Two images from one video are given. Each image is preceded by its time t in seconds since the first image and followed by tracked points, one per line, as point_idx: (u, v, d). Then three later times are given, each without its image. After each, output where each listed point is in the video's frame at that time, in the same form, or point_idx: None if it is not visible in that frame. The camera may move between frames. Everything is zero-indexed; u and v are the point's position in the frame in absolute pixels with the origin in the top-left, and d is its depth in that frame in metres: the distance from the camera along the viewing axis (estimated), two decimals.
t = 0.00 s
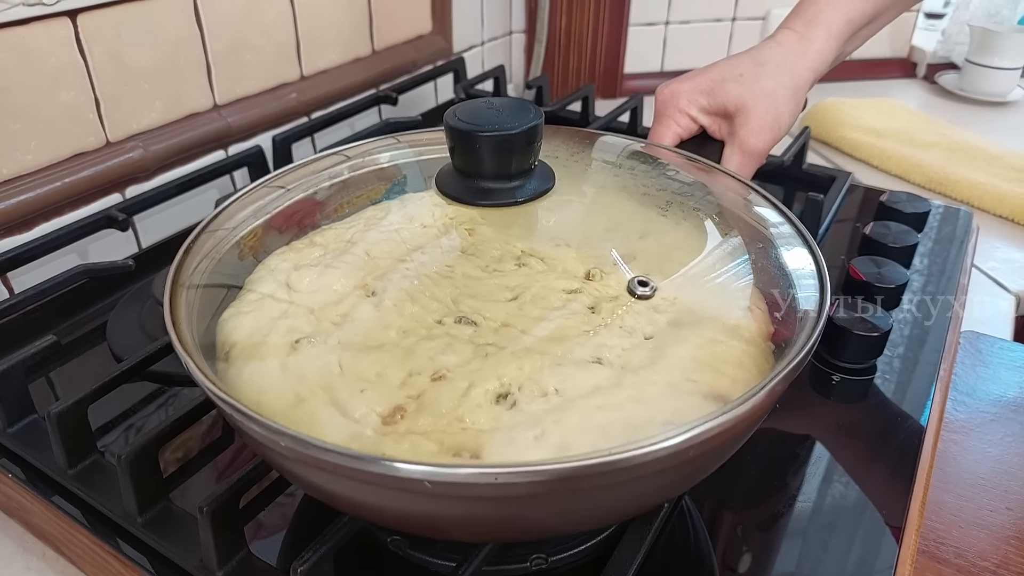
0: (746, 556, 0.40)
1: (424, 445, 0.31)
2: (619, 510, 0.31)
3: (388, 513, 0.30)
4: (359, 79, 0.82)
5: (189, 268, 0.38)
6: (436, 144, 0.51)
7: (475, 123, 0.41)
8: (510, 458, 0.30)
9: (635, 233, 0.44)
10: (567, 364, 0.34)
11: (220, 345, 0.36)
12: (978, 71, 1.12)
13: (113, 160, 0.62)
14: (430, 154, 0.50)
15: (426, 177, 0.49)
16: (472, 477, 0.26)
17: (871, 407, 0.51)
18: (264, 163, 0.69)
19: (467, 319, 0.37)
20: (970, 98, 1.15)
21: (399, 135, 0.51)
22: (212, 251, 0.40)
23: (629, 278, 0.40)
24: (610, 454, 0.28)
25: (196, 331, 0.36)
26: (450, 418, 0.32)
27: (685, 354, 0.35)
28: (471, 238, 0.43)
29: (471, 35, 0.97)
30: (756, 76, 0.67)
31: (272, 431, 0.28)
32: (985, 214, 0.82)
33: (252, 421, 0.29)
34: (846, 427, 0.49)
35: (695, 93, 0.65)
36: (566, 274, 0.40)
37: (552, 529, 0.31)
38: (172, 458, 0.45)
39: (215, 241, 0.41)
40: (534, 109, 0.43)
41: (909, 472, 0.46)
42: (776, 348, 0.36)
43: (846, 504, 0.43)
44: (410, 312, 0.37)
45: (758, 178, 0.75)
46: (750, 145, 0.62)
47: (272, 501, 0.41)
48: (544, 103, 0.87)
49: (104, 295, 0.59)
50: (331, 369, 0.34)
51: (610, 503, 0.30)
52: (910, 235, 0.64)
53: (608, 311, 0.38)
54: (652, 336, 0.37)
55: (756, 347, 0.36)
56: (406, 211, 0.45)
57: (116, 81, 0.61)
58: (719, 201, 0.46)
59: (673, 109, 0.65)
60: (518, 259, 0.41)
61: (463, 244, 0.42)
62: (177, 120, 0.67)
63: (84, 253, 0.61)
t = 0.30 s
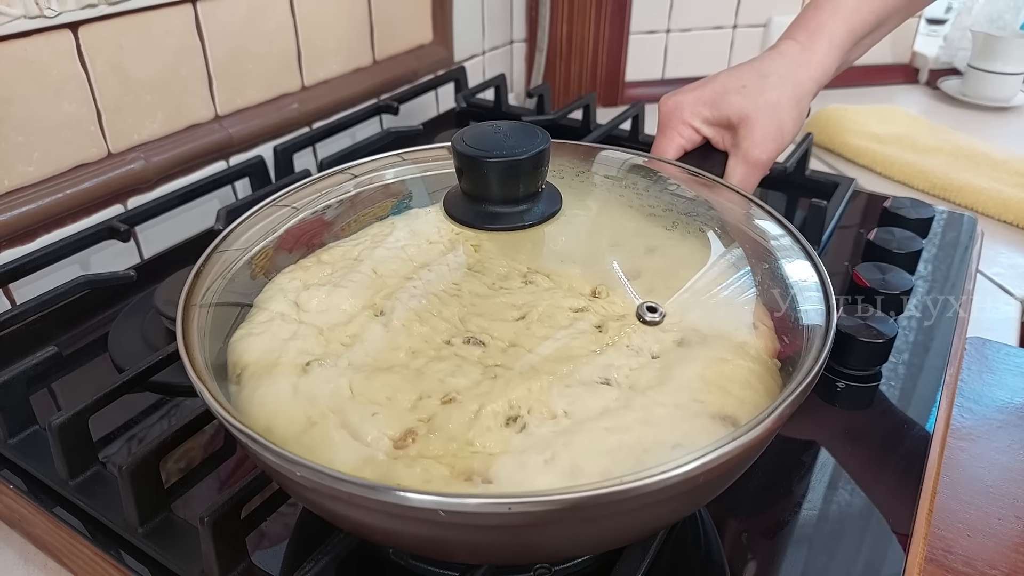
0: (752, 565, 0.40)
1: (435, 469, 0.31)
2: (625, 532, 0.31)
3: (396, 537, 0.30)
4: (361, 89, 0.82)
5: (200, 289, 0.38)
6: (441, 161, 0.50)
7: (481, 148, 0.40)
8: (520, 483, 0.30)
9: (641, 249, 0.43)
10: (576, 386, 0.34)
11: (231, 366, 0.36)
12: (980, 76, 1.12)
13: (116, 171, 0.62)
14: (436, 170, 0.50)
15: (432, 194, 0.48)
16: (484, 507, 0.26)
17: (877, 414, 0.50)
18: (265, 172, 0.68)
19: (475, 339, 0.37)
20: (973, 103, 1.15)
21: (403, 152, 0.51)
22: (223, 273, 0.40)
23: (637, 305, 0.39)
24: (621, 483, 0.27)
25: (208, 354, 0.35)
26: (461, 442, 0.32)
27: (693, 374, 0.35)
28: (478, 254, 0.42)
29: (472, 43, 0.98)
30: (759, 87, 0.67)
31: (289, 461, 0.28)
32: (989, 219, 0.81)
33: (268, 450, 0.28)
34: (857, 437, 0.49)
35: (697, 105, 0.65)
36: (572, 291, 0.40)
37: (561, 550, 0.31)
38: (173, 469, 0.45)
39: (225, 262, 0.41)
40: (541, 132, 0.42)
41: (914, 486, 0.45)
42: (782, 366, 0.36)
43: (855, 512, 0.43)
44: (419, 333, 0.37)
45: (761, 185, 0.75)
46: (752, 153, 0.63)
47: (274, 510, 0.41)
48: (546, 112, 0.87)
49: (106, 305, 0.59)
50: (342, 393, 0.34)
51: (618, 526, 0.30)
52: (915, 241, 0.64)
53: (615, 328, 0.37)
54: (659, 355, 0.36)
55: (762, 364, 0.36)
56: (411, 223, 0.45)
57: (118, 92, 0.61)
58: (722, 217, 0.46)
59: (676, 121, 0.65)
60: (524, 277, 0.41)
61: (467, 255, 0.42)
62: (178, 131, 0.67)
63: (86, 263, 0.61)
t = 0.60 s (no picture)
0: (751, 563, 0.40)
1: (434, 464, 0.31)
2: (624, 527, 0.31)
3: (395, 531, 0.30)
4: (361, 85, 0.82)
5: (199, 282, 0.38)
6: (441, 156, 0.50)
7: (482, 145, 0.39)
8: (517, 480, 0.30)
9: (640, 247, 0.43)
10: (574, 382, 0.34)
11: (230, 360, 0.36)
12: (982, 78, 1.11)
13: (114, 164, 0.62)
14: (434, 166, 0.50)
15: (432, 189, 0.48)
16: (483, 502, 0.26)
17: (876, 413, 0.50)
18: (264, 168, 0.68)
19: (474, 335, 0.36)
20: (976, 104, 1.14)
21: (403, 148, 0.51)
22: (221, 265, 0.40)
23: (636, 300, 0.39)
24: (618, 478, 0.27)
25: (206, 348, 0.35)
26: (460, 438, 0.32)
27: (691, 372, 0.35)
28: (476, 251, 0.42)
29: (474, 41, 0.97)
30: (758, 86, 0.67)
31: (288, 456, 0.28)
32: (990, 220, 0.81)
33: (268, 444, 0.28)
34: (856, 437, 0.48)
35: (696, 104, 0.65)
36: (570, 289, 0.40)
37: (559, 546, 0.31)
38: (172, 464, 0.45)
39: (224, 255, 0.41)
40: (542, 129, 0.42)
41: (914, 485, 0.45)
42: (778, 364, 0.36)
43: (855, 512, 0.42)
44: (417, 327, 0.37)
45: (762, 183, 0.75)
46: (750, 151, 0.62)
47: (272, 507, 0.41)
48: (548, 109, 0.87)
49: (105, 299, 0.59)
50: (341, 388, 0.34)
51: (617, 522, 0.30)
52: (917, 240, 0.63)
53: (616, 326, 0.37)
54: (657, 352, 0.36)
55: (759, 362, 0.36)
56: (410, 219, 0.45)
57: (117, 84, 0.61)
58: (720, 215, 0.45)
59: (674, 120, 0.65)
60: (522, 274, 0.40)
61: (466, 251, 0.42)
62: (177, 125, 0.67)
63: (84, 257, 0.61)
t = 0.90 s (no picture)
0: (755, 560, 0.40)
1: (438, 459, 0.31)
2: (627, 523, 0.31)
3: (400, 525, 0.30)
4: (362, 84, 0.82)
5: (205, 282, 0.38)
6: (443, 159, 0.50)
7: (486, 143, 0.40)
8: (522, 475, 0.30)
9: (642, 249, 0.43)
10: (577, 379, 0.34)
11: (235, 358, 0.36)
12: (986, 74, 1.11)
13: (117, 164, 0.62)
14: (437, 170, 0.50)
15: (432, 194, 0.48)
16: (487, 492, 0.26)
17: (879, 410, 0.50)
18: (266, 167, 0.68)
19: (477, 334, 0.36)
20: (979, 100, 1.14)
21: (405, 151, 0.51)
22: (226, 267, 0.40)
23: (639, 298, 0.39)
24: (622, 471, 0.27)
25: (213, 346, 0.35)
26: (463, 434, 0.32)
27: (693, 369, 0.35)
28: (479, 251, 0.42)
29: (476, 39, 0.97)
30: (761, 89, 0.66)
31: (293, 447, 0.28)
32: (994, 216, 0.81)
33: (272, 436, 0.28)
34: (859, 434, 0.48)
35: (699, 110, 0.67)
36: (572, 289, 0.40)
37: (562, 543, 0.31)
38: (176, 463, 0.45)
39: (230, 255, 0.41)
40: (546, 128, 0.42)
41: (918, 479, 0.45)
42: (781, 363, 0.36)
43: (859, 509, 0.42)
44: (421, 327, 0.37)
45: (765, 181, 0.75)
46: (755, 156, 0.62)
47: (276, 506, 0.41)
48: (549, 107, 0.87)
49: (108, 299, 0.59)
50: (345, 385, 0.34)
51: (622, 516, 0.30)
52: (921, 237, 0.63)
53: (619, 325, 0.37)
54: (660, 351, 0.36)
55: (761, 362, 0.36)
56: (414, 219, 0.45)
57: (119, 84, 0.61)
58: (722, 217, 0.45)
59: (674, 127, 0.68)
60: (526, 274, 0.40)
61: (469, 250, 0.42)
62: (180, 125, 0.67)
63: (87, 257, 0.61)
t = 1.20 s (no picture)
0: (756, 558, 0.40)
1: (440, 456, 0.31)
2: (629, 520, 0.31)
3: (403, 522, 0.30)
4: (363, 82, 0.82)
5: (206, 280, 0.38)
6: (443, 157, 0.50)
7: (488, 141, 0.40)
8: (524, 471, 0.30)
9: (643, 247, 0.43)
10: (579, 377, 0.34)
11: (237, 357, 0.36)
12: (986, 72, 1.11)
13: (117, 162, 0.62)
14: (438, 168, 0.50)
15: (432, 193, 0.48)
16: (489, 489, 0.26)
17: (880, 408, 0.50)
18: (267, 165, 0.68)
19: (479, 332, 0.36)
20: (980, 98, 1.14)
21: (406, 149, 0.51)
22: (227, 265, 0.40)
23: (639, 296, 0.39)
24: (624, 467, 0.27)
25: (214, 344, 0.35)
26: (466, 431, 0.32)
27: (693, 367, 0.35)
28: (481, 249, 0.42)
29: (476, 37, 0.97)
30: (761, 88, 0.66)
31: (296, 445, 0.28)
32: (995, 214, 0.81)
33: (275, 434, 0.28)
34: (859, 433, 0.48)
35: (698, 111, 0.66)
36: (574, 287, 0.40)
37: (564, 539, 0.31)
38: (177, 462, 0.45)
39: (231, 254, 0.41)
40: (548, 126, 0.42)
41: (920, 478, 0.45)
42: (782, 361, 0.36)
43: (861, 506, 0.42)
44: (423, 325, 0.37)
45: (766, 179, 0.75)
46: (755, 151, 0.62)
47: (277, 504, 0.41)
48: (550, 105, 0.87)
49: (108, 298, 0.59)
50: (348, 383, 0.34)
51: (624, 513, 0.30)
52: (922, 234, 0.63)
53: (621, 323, 0.37)
54: (662, 350, 0.36)
55: (762, 359, 0.36)
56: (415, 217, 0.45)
57: (119, 82, 0.61)
58: (723, 215, 0.45)
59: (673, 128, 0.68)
60: (527, 273, 0.40)
61: (470, 248, 0.42)
62: (180, 123, 0.67)
63: (88, 256, 0.61)
